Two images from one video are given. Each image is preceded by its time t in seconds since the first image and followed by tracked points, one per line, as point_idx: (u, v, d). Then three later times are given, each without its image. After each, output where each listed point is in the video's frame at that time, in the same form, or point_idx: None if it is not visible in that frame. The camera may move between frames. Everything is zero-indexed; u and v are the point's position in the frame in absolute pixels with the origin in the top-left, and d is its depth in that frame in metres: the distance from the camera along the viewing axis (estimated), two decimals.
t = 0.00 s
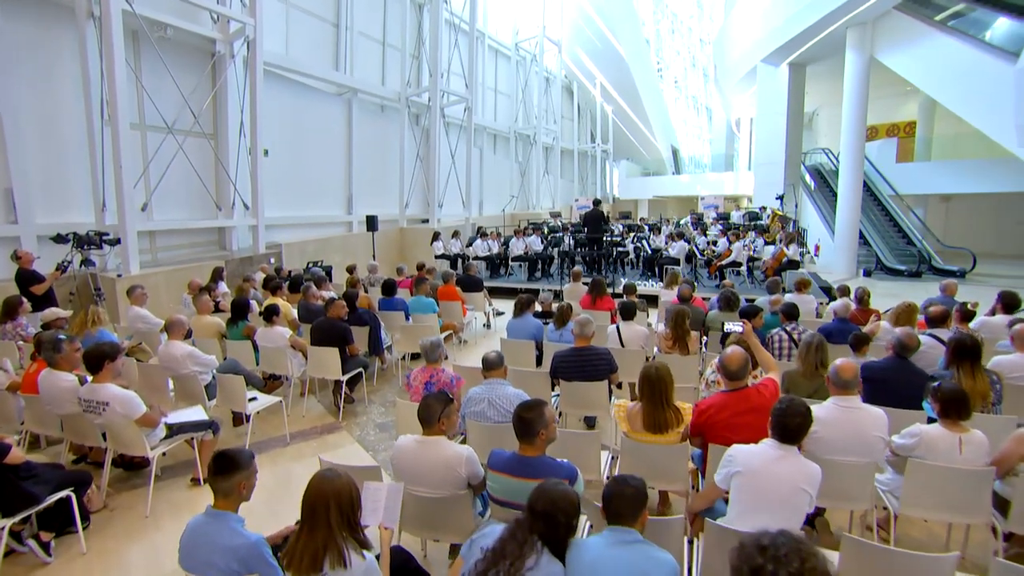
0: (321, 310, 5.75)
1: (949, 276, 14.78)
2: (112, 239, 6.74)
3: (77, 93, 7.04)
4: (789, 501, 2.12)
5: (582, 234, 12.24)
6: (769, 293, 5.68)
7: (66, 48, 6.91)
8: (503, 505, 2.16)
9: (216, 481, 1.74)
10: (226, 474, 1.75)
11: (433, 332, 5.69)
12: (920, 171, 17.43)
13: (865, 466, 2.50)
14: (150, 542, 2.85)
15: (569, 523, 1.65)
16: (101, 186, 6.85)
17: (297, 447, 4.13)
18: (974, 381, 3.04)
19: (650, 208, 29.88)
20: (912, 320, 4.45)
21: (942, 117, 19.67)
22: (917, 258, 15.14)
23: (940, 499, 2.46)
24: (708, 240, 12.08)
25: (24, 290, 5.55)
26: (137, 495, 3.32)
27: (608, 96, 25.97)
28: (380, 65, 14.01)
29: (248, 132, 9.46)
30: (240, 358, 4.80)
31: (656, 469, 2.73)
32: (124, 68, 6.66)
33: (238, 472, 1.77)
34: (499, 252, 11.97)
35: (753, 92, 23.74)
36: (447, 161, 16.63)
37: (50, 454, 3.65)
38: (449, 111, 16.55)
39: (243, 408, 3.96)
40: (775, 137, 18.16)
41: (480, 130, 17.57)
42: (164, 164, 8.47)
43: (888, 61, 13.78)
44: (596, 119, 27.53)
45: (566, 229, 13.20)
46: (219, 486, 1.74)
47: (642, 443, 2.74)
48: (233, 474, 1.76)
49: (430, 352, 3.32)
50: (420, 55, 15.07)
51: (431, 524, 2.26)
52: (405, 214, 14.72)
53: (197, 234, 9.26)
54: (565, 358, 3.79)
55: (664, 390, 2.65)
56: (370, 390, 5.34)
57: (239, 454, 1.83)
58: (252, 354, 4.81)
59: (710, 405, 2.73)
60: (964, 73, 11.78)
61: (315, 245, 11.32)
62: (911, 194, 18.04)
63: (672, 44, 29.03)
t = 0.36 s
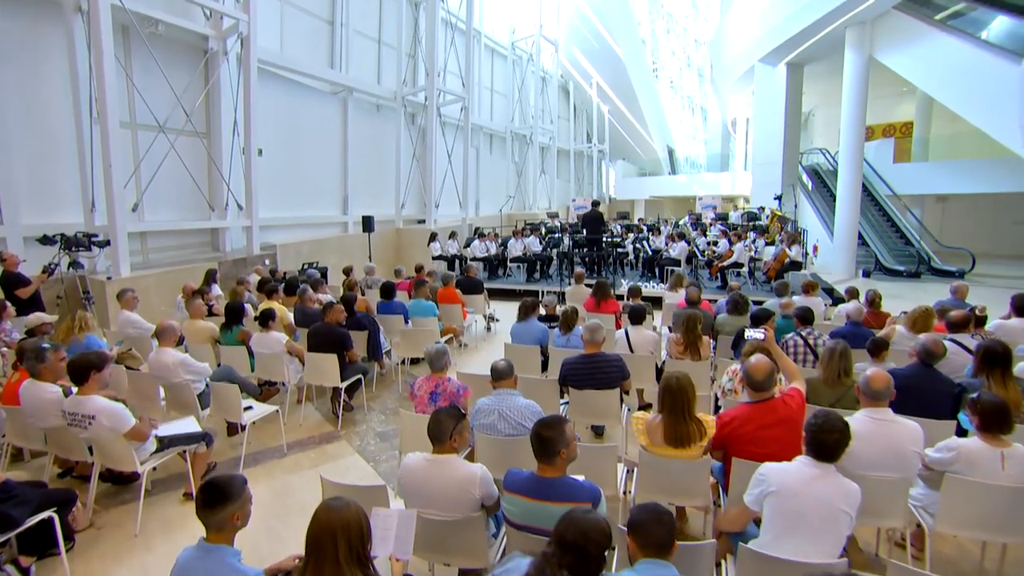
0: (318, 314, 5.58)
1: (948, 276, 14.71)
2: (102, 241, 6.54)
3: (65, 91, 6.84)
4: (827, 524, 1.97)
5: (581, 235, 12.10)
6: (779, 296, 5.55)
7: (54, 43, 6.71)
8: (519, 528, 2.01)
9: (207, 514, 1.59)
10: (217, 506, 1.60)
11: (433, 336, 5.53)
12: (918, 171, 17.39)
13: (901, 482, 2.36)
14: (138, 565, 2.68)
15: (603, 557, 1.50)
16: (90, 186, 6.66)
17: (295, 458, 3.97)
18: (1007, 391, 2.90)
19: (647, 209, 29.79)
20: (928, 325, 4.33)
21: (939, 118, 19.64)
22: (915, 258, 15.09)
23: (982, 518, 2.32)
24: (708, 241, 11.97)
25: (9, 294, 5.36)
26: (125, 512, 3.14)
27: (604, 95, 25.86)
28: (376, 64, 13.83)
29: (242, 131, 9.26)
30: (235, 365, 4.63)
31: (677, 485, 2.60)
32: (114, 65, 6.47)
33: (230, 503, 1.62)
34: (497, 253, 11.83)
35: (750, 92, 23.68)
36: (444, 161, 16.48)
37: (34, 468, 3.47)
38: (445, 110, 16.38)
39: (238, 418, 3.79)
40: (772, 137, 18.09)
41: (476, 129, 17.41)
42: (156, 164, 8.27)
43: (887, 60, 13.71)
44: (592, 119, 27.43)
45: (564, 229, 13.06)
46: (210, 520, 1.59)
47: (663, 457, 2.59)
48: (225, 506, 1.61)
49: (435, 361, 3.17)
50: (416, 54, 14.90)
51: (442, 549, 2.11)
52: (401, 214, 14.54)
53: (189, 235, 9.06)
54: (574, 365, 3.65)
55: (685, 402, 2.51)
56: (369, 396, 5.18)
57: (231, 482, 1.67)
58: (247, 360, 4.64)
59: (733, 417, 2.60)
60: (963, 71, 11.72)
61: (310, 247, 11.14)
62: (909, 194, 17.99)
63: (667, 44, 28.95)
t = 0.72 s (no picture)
0: (315, 318, 5.41)
1: (948, 276, 14.62)
2: (91, 242, 6.35)
3: (53, 87, 6.64)
4: (874, 551, 1.79)
5: (581, 235, 11.95)
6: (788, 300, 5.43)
7: (42, 38, 6.51)
8: (540, 557, 1.86)
9: (197, 557, 1.44)
10: (208, 548, 1.45)
11: (434, 341, 5.36)
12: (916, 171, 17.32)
13: (944, 502, 2.21)
14: None
15: None
16: (79, 186, 6.47)
17: (293, 469, 3.80)
18: None
19: (644, 209, 29.68)
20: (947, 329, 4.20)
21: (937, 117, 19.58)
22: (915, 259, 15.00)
23: None
24: (709, 242, 11.83)
25: None
26: (114, 530, 2.97)
27: (602, 95, 25.78)
28: (371, 62, 13.64)
29: (235, 130, 9.07)
30: (229, 372, 4.46)
31: (702, 501, 2.47)
32: (103, 61, 6.27)
33: (221, 542, 1.46)
34: (496, 254, 11.68)
35: (747, 92, 23.58)
36: (441, 161, 16.30)
37: (18, 483, 3.31)
38: (441, 109, 16.20)
39: (234, 429, 3.61)
40: (771, 137, 18.00)
41: (473, 129, 17.23)
42: (148, 163, 8.07)
43: (886, 59, 13.62)
44: (589, 119, 27.31)
45: (563, 230, 12.90)
46: (201, 563, 1.45)
47: (687, 473, 2.46)
48: (216, 546, 1.46)
49: (441, 370, 3.01)
50: (412, 53, 14.71)
51: None
52: (398, 214, 14.35)
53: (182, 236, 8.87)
54: (585, 373, 3.50)
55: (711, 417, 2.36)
56: (368, 404, 5.01)
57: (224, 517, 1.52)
58: (242, 367, 4.48)
59: (761, 431, 2.45)
60: (963, 69, 11.63)
61: (306, 248, 10.96)
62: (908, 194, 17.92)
63: (664, 43, 28.84)
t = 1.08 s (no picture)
0: (313, 323, 5.23)
1: (949, 277, 14.52)
2: (80, 243, 6.15)
3: (40, 84, 6.44)
4: None
5: (581, 236, 11.80)
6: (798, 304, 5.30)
7: (29, 33, 6.31)
8: None
9: None
10: None
11: (436, 346, 5.19)
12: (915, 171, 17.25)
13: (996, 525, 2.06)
14: None
15: None
16: (68, 186, 6.27)
17: (290, 482, 3.62)
18: None
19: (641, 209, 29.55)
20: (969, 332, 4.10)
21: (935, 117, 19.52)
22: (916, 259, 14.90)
23: None
24: (711, 242, 11.70)
25: None
26: (100, 552, 2.79)
27: (598, 94, 25.66)
28: (368, 60, 13.45)
29: (230, 129, 8.87)
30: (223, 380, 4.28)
31: (730, 522, 2.30)
32: (92, 57, 6.07)
33: None
34: (495, 255, 11.51)
35: (745, 92, 23.49)
36: (438, 160, 16.13)
37: None
38: (438, 109, 16.03)
39: (229, 442, 3.42)
40: (770, 137, 17.90)
41: (470, 129, 17.07)
42: (139, 162, 7.87)
43: (886, 58, 13.52)
44: (586, 119, 27.19)
45: (563, 230, 12.75)
46: None
47: (715, 492, 2.29)
48: None
49: (448, 380, 2.84)
50: (409, 51, 14.53)
51: None
52: (395, 215, 14.17)
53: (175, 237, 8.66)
54: (599, 382, 3.35)
55: (742, 431, 2.21)
56: (369, 411, 4.85)
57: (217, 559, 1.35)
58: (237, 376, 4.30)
59: (794, 447, 2.29)
60: (965, 67, 11.56)
61: (302, 249, 10.77)
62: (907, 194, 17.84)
63: (660, 43, 28.74)
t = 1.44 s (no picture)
0: (309, 327, 5.04)
1: (950, 277, 14.42)
2: (66, 245, 5.94)
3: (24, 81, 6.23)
4: None
5: (581, 236, 11.62)
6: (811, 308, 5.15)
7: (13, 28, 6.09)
8: None
9: None
10: None
11: (438, 352, 5.01)
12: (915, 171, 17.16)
13: None
14: None
15: None
16: (54, 186, 6.06)
17: (287, 498, 3.43)
18: None
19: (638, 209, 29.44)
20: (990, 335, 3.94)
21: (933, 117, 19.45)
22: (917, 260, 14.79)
23: None
24: (712, 243, 11.55)
25: None
26: None
27: (595, 94, 25.53)
28: (364, 59, 13.26)
29: (223, 127, 8.65)
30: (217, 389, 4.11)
31: (765, 546, 2.14)
32: (79, 52, 5.86)
33: None
34: (494, 256, 11.34)
35: (742, 92, 23.40)
36: (434, 160, 15.91)
37: None
38: (435, 108, 15.83)
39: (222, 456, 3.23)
40: (768, 137, 17.80)
41: (467, 128, 16.86)
42: (129, 161, 7.65)
43: (887, 57, 13.39)
44: (583, 118, 27.04)
45: (562, 231, 12.59)
46: None
47: (750, 514, 2.12)
48: None
49: (457, 392, 2.67)
50: (406, 49, 14.33)
51: None
52: (392, 215, 13.98)
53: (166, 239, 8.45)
54: (613, 395, 3.15)
55: (779, 450, 2.04)
56: (368, 420, 4.66)
57: None
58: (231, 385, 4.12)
59: (834, 466, 2.11)
60: (965, 65, 11.50)
61: (296, 250, 10.59)
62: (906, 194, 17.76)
63: (657, 42, 28.64)
